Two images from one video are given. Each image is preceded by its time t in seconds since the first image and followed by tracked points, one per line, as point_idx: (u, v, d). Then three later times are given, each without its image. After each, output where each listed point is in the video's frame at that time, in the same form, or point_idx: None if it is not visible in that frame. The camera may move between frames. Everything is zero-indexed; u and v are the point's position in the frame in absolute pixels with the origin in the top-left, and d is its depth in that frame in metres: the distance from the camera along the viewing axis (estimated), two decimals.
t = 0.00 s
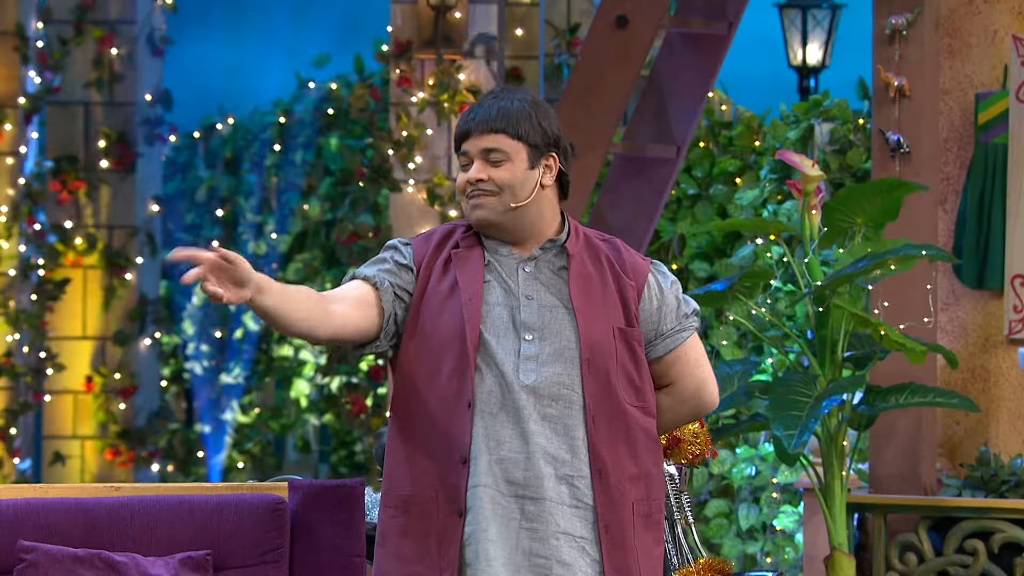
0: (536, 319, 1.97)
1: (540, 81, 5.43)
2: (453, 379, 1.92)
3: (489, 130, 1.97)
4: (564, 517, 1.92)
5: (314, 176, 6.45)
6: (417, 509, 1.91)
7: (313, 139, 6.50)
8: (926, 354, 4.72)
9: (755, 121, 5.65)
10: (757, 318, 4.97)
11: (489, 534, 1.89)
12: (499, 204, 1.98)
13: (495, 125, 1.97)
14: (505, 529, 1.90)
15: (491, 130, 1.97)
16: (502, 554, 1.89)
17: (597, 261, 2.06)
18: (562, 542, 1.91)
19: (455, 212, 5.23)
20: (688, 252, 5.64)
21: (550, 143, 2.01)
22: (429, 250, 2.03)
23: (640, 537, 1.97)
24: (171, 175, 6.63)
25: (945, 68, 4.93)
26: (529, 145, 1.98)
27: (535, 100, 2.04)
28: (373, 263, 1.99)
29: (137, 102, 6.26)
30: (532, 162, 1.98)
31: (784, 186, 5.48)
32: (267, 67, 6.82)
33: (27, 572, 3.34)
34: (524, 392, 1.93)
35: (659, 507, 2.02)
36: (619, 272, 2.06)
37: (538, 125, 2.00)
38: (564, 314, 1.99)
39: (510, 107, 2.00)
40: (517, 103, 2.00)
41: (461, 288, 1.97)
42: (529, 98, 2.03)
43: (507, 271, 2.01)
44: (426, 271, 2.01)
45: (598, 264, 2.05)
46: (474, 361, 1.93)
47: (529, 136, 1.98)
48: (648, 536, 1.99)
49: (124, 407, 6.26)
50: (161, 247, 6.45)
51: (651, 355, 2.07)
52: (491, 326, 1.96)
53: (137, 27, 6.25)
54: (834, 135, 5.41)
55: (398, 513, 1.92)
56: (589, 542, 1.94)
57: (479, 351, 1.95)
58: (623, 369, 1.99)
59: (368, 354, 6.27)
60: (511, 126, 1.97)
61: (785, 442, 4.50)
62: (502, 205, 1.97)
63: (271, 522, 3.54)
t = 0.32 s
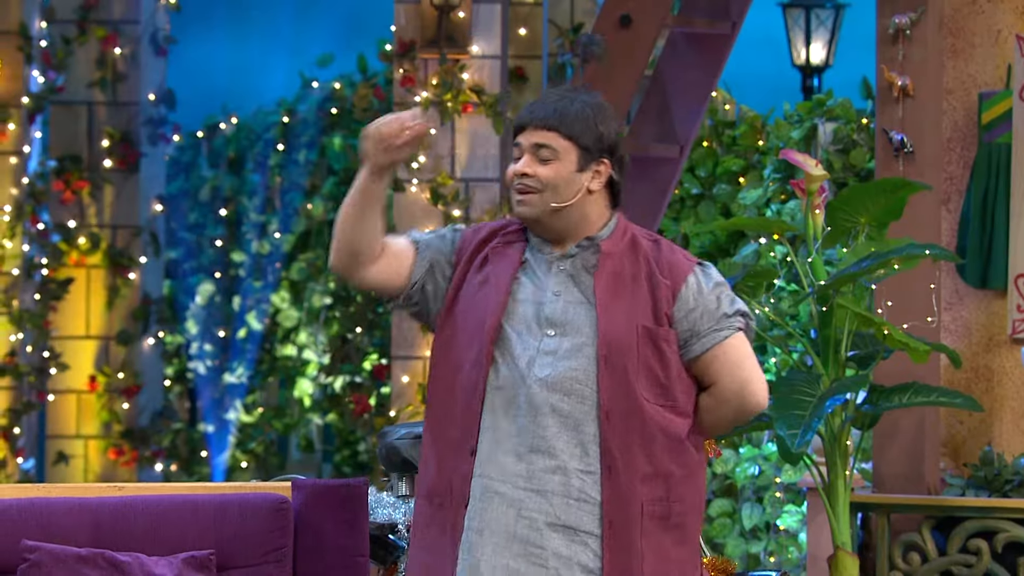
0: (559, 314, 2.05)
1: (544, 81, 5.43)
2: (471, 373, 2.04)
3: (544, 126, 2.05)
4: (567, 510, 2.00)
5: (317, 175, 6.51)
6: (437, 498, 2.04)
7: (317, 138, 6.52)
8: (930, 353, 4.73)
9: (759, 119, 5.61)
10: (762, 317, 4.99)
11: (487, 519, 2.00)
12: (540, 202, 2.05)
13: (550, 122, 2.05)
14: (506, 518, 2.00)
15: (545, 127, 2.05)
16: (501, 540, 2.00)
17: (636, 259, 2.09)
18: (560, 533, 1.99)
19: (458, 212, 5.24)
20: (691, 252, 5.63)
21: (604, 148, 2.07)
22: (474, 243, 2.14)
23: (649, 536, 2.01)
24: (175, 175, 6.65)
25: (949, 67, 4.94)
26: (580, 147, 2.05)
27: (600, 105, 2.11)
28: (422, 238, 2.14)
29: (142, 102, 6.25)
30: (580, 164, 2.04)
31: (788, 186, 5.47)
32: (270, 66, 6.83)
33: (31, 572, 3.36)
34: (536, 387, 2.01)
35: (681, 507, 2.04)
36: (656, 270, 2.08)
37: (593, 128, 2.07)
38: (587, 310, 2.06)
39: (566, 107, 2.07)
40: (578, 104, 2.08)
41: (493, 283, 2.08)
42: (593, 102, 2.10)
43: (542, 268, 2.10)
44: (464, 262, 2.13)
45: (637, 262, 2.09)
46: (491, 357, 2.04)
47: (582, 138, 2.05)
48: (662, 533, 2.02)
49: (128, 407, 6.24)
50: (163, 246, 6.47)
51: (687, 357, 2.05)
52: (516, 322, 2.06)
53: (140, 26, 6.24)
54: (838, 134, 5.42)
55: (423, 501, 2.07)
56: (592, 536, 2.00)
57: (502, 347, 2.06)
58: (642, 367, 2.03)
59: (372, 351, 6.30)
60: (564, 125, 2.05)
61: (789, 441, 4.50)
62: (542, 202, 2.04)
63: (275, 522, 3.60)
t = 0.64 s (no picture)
0: (582, 330, 2.16)
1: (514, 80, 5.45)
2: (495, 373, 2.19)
3: (590, 145, 2.14)
4: (582, 527, 2.12)
5: (288, 174, 6.47)
6: (442, 471, 2.21)
7: (288, 138, 6.51)
8: (901, 353, 4.73)
9: (730, 119, 5.64)
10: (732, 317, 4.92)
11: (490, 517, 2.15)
12: (579, 219, 2.16)
13: (596, 143, 2.14)
14: (520, 527, 2.13)
15: (591, 145, 2.14)
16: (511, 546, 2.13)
17: (667, 281, 2.17)
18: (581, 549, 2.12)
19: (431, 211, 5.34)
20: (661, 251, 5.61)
21: (648, 171, 2.17)
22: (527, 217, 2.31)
23: (673, 555, 2.13)
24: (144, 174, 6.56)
25: (920, 66, 4.93)
26: (622, 169, 2.14)
27: (650, 122, 2.18)
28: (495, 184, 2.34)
29: (111, 101, 6.25)
30: (621, 188, 2.14)
31: (759, 186, 5.44)
32: (241, 66, 6.86)
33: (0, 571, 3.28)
34: (555, 403, 2.13)
35: (694, 527, 2.16)
36: (684, 297, 2.15)
37: (637, 149, 2.15)
38: (609, 329, 2.16)
39: (614, 126, 2.15)
40: (627, 123, 2.16)
41: (528, 280, 2.22)
42: (641, 116, 2.17)
43: (573, 277, 2.22)
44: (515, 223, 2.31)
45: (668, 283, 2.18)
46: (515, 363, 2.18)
47: (624, 160, 2.14)
48: (685, 553, 2.15)
49: (99, 407, 6.27)
50: (135, 245, 6.45)
51: (709, 383, 2.16)
52: (543, 330, 2.19)
53: (111, 25, 6.25)
54: (809, 134, 5.41)
55: (427, 464, 2.24)
56: (594, 549, 2.13)
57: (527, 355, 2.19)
58: (660, 393, 2.13)
59: (344, 350, 6.34)
60: (609, 146, 2.14)
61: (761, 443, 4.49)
62: (580, 222, 2.15)
63: (248, 521, 3.52)
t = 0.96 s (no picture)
0: (568, 330, 2.11)
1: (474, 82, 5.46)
2: (481, 372, 2.12)
3: (577, 154, 2.06)
4: (563, 530, 2.07)
5: (248, 176, 6.46)
6: (424, 474, 2.14)
7: (248, 139, 6.51)
8: (860, 354, 4.73)
9: (690, 121, 5.65)
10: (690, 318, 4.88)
11: (473, 516, 2.10)
12: (573, 227, 2.10)
13: (583, 153, 2.06)
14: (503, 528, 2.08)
15: (579, 155, 2.06)
16: (488, 544, 2.09)
17: (655, 286, 2.11)
18: (566, 549, 2.08)
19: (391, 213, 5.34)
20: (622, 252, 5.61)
21: (636, 171, 2.10)
22: (515, 217, 2.26)
23: (648, 561, 2.08)
24: (104, 175, 6.59)
25: (879, 68, 4.92)
26: (614, 174, 2.07)
27: (632, 118, 2.11)
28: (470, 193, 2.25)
29: (71, 102, 6.23)
30: (613, 192, 2.08)
31: (719, 187, 5.46)
32: (200, 67, 6.86)
33: None
34: (541, 402, 2.08)
35: (674, 534, 2.11)
36: (671, 299, 2.10)
37: (624, 150, 2.08)
38: (595, 328, 2.11)
39: (599, 130, 2.08)
40: (610, 125, 2.08)
41: (515, 282, 2.17)
42: (624, 115, 2.10)
43: (561, 276, 2.17)
44: (504, 227, 2.25)
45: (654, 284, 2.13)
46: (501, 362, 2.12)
47: (615, 165, 2.07)
48: (660, 561, 2.10)
49: (58, 408, 6.27)
50: (93, 246, 6.47)
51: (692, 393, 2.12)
52: (528, 327, 2.14)
53: (70, 27, 6.24)
54: (769, 135, 5.41)
55: (408, 463, 2.17)
56: (575, 553, 2.08)
57: (513, 353, 2.13)
58: (647, 395, 2.08)
59: (304, 351, 6.32)
60: (597, 154, 2.06)
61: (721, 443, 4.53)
62: (575, 231, 2.09)
63: (206, 522, 3.51)
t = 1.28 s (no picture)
0: (564, 328, 2.08)
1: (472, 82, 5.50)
2: (479, 381, 2.09)
3: (564, 156, 2.04)
4: (571, 524, 2.03)
5: (246, 176, 6.49)
6: (441, 501, 2.09)
7: (246, 139, 6.51)
8: (858, 354, 4.73)
9: (687, 121, 5.65)
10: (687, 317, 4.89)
11: (487, 529, 2.04)
12: (567, 230, 2.08)
13: (571, 154, 2.03)
14: (521, 531, 2.04)
15: (564, 157, 2.04)
16: (500, 550, 2.03)
17: (643, 272, 2.10)
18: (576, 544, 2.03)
19: (388, 212, 5.34)
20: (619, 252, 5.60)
21: (621, 165, 2.08)
22: (479, 249, 2.18)
23: (652, 550, 2.01)
24: (102, 175, 6.56)
25: (876, 68, 4.94)
26: (600, 172, 2.05)
27: (607, 111, 2.09)
28: (427, 285, 2.19)
29: (68, 102, 6.23)
30: (603, 188, 2.06)
31: (716, 187, 5.46)
32: (198, 67, 6.85)
33: None
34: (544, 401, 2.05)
35: (685, 523, 2.04)
36: (662, 281, 2.09)
37: (608, 145, 2.07)
38: (591, 322, 2.08)
39: (582, 129, 2.06)
40: (590, 122, 2.07)
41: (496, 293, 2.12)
42: (601, 110, 2.08)
43: (550, 277, 2.12)
44: (471, 270, 2.17)
45: (643, 271, 2.10)
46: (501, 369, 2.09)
47: (601, 162, 2.05)
48: (669, 550, 2.03)
49: (56, 408, 6.25)
50: (91, 246, 6.46)
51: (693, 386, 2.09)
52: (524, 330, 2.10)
53: (68, 26, 6.22)
54: (766, 135, 5.41)
55: (429, 502, 2.11)
56: (588, 550, 2.04)
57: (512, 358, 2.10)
58: (647, 380, 2.04)
59: (302, 351, 6.33)
60: (584, 154, 2.04)
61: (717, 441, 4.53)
62: (570, 232, 2.07)
63: (204, 522, 3.49)
